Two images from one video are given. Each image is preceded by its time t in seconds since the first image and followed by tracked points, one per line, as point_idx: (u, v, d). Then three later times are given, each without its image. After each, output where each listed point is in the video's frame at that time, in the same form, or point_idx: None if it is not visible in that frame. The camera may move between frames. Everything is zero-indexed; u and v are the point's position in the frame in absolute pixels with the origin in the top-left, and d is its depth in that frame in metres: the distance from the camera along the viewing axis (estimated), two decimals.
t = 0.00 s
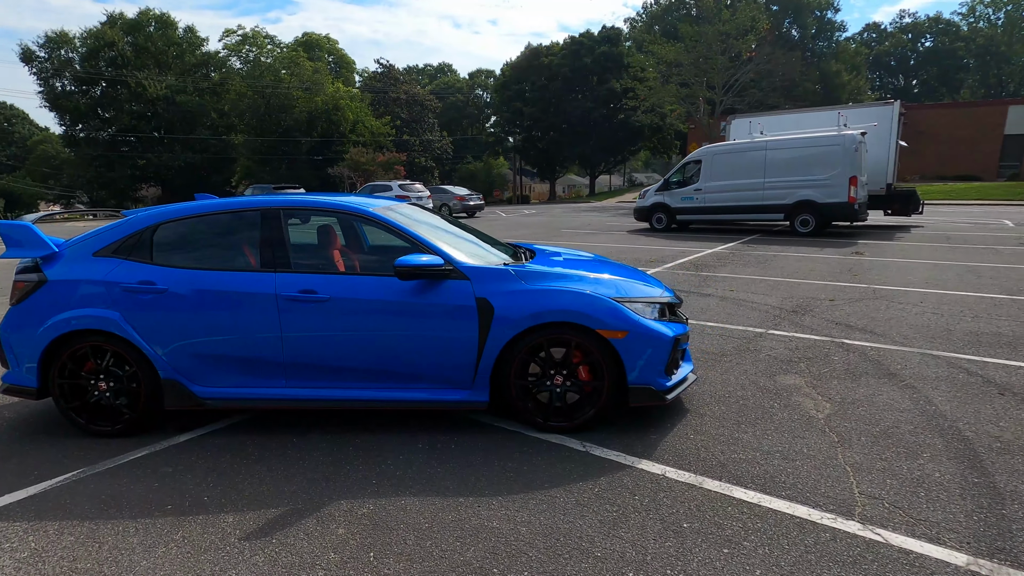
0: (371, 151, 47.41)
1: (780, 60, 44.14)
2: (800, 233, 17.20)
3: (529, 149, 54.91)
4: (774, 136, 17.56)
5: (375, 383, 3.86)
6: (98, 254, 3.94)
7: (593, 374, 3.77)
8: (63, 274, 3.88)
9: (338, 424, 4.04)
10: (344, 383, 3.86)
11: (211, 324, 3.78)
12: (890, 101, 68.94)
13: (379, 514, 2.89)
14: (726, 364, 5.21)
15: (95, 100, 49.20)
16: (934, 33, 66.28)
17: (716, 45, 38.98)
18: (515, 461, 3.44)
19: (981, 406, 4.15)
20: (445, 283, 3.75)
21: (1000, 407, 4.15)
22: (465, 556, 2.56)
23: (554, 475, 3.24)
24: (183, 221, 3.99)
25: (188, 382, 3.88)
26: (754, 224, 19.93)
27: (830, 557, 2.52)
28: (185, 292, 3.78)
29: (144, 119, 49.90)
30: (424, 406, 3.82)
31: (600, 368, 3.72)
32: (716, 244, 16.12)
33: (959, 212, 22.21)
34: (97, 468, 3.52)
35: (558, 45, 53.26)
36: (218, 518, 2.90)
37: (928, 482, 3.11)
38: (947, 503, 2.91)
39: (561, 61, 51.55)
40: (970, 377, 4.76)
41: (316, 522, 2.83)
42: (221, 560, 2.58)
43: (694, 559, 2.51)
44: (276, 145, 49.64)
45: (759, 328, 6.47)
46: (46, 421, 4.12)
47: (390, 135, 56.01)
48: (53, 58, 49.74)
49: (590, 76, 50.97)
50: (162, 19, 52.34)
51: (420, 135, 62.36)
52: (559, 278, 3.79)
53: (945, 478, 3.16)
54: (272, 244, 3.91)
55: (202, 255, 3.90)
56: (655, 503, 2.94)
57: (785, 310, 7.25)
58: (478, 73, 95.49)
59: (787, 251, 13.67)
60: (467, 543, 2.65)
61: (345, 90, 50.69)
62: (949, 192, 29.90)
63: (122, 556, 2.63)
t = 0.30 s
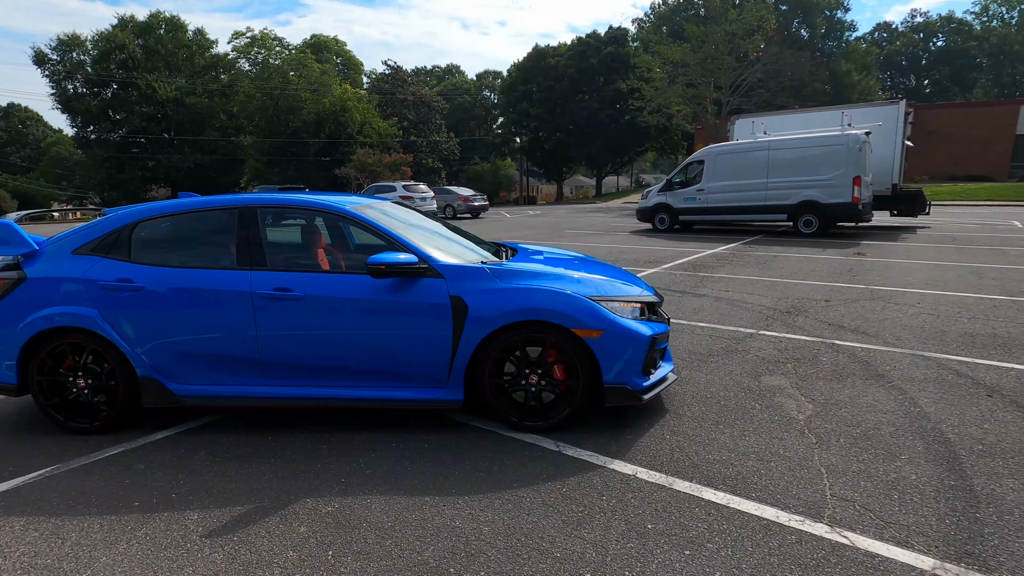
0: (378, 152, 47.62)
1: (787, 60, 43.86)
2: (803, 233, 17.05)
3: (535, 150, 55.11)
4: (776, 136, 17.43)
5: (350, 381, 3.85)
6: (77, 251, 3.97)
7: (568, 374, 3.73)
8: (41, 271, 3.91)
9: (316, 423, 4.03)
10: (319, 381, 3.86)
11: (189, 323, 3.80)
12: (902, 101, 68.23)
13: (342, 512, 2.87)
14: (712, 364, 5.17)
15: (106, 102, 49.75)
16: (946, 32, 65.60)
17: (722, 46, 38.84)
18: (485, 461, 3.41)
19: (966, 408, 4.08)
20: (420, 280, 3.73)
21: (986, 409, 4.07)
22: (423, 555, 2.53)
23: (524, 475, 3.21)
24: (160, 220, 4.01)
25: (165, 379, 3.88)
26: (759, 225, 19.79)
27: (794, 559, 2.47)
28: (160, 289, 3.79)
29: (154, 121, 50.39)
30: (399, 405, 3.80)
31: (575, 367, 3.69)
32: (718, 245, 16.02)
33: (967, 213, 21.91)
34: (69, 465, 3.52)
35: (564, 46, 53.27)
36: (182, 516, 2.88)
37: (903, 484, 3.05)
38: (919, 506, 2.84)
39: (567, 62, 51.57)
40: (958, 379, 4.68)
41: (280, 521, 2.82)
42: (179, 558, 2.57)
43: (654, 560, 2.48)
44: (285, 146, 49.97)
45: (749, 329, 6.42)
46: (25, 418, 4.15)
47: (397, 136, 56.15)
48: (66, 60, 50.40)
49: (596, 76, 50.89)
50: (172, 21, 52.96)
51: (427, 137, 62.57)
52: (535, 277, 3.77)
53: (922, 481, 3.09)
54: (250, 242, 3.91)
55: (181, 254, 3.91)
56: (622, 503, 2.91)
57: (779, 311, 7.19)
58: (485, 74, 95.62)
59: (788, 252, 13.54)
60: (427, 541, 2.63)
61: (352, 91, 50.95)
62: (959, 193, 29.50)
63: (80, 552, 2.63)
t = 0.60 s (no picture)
0: (390, 152, 47.77)
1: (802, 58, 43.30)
2: (813, 234, 16.78)
3: (546, 150, 55.34)
4: (786, 136, 17.17)
5: (326, 383, 3.82)
6: (58, 251, 3.99)
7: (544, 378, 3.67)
8: (22, 270, 3.93)
9: (292, 425, 4.01)
10: (295, 383, 3.84)
11: (166, 323, 3.80)
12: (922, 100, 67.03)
13: (303, 518, 2.84)
14: (701, 368, 5.06)
15: (124, 102, 50.52)
16: (968, 30, 64.37)
17: (735, 44, 38.42)
18: (455, 466, 3.36)
19: (958, 416, 3.95)
20: (395, 282, 3.70)
21: (978, 417, 3.95)
22: (378, 563, 2.49)
23: (493, 482, 3.15)
24: (140, 219, 4.01)
25: (143, 379, 3.89)
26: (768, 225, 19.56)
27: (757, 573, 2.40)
28: (137, 289, 3.79)
29: (171, 121, 51.07)
30: (373, 407, 3.77)
31: (552, 370, 3.62)
32: (725, 245, 15.84)
33: (985, 214, 21.41)
34: (43, 464, 3.53)
35: (576, 45, 53.17)
36: (144, 518, 2.87)
37: (882, 496, 2.95)
38: (896, 519, 2.75)
39: (579, 61, 51.45)
40: (953, 386, 4.54)
41: (241, 525, 2.80)
42: (134, 560, 2.55)
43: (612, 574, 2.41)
44: (299, 146, 50.39)
45: (744, 332, 6.31)
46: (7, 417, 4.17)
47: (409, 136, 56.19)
48: (85, 61, 51.26)
49: (609, 75, 50.65)
50: (189, 23, 53.69)
51: (440, 136, 62.66)
52: (513, 278, 3.71)
53: (903, 493, 2.98)
54: (229, 243, 3.90)
55: (160, 253, 3.91)
56: (589, 511, 2.84)
57: (777, 314, 7.06)
58: (498, 73, 95.62)
59: (796, 253, 13.33)
60: (384, 548, 2.59)
61: (365, 91, 51.18)
62: (977, 193, 28.87)
63: (39, 553, 2.63)
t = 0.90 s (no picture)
0: (414, 153, 48.11)
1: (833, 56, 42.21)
2: (837, 237, 16.35)
3: (569, 151, 55.26)
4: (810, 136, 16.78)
5: (317, 386, 3.85)
6: (62, 253, 4.11)
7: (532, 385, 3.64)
8: (27, 272, 4.06)
9: (284, 426, 4.06)
10: (287, 385, 3.89)
11: (163, 324, 3.88)
12: (962, 98, 64.72)
13: (281, 520, 2.87)
14: (701, 375, 4.96)
15: (158, 105, 52.02)
16: (1011, 25, 61.98)
17: (761, 43, 37.72)
18: (437, 472, 3.35)
19: (964, 431, 3.80)
20: (384, 286, 3.71)
21: (988, 433, 3.78)
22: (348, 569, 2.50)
23: (472, 490, 3.14)
24: (140, 223, 4.11)
25: (141, 379, 3.98)
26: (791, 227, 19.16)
27: None
28: (136, 291, 3.89)
29: (202, 123, 52.41)
30: (362, 410, 3.79)
31: (538, 377, 3.59)
32: (745, 248, 15.55)
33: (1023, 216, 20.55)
34: (43, 460, 3.64)
35: (600, 45, 52.96)
36: (129, 516, 2.94)
37: (871, 514, 2.85)
38: (882, 538, 2.65)
39: (603, 62, 51.22)
40: (964, 400, 4.35)
41: (220, 526, 2.83)
42: (111, 560, 2.60)
43: None
44: (325, 147, 51.10)
45: (751, 339, 6.17)
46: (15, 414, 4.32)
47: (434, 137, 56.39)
48: (122, 65, 52.97)
49: (633, 75, 50.22)
50: (220, 27, 54.99)
51: (464, 137, 62.89)
52: (502, 284, 3.69)
53: (894, 511, 2.87)
54: (227, 246, 3.98)
55: (157, 256, 4.00)
56: (565, 522, 2.80)
57: (788, 320, 6.89)
58: (523, 74, 95.64)
59: (817, 256, 13.00)
60: (355, 553, 2.60)
61: (390, 93, 51.68)
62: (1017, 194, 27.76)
63: (24, 549, 2.70)
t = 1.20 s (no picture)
0: (424, 153, 48.35)
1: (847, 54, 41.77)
2: (845, 238, 16.15)
3: (580, 151, 55.21)
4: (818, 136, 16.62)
5: (299, 382, 3.91)
6: (55, 250, 4.21)
7: (508, 382, 3.66)
8: (21, 268, 4.18)
9: (267, 421, 4.12)
10: (268, 381, 3.95)
11: (149, 318, 3.97)
12: (981, 97, 63.60)
13: (253, 510, 2.93)
14: (686, 374, 4.95)
15: (175, 106, 52.89)
16: None
17: (773, 42, 37.46)
18: (413, 466, 3.40)
19: (946, 432, 3.76)
20: (363, 283, 3.76)
21: (970, 433, 3.75)
22: (312, 558, 2.54)
23: (442, 484, 3.17)
24: (129, 221, 4.20)
25: (128, 374, 4.06)
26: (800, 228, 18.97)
27: None
28: (124, 287, 3.98)
29: (217, 124, 53.18)
30: (343, 406, 3.84)
31: (514, 373, 3.62)
32: (751, 249, 15.43)
33: None
34: (30, 451, 3.73)
35: (612, 46, 52.92)
36: (106, 506, 3.01)
37: (837, 513, 2.84)
38: (846, 537, 2.64)
39: (614, 62, 51.21)
40: (949, 400, 4.31)
41: (192, 516, 2.89)
42: (84, 546, 2.67)
43: None
44: (338, 147, 51.43)
45: (743, 339, 6.14)
46: (9, 407, 4.42)
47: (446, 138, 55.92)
48: (139, 67, 53.93)
49: (644, 75, 50.07)
50: (235, 30, 55.70)
51: (475, 137, 63.07)
52: (481, 281, 3.72)
53: (861, 509, 2.87)
54: (213, 243, 4.05)
55: (146, 252, 4.09)
56: (530, 516, 2.83)
57: (783, 320, 6.85)
58: (535, 74, 95.65)
59: (822, 257, 12.87)
60: (319, 544, 2.64)
61: (402, 94, 52.07)
62: None
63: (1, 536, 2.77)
